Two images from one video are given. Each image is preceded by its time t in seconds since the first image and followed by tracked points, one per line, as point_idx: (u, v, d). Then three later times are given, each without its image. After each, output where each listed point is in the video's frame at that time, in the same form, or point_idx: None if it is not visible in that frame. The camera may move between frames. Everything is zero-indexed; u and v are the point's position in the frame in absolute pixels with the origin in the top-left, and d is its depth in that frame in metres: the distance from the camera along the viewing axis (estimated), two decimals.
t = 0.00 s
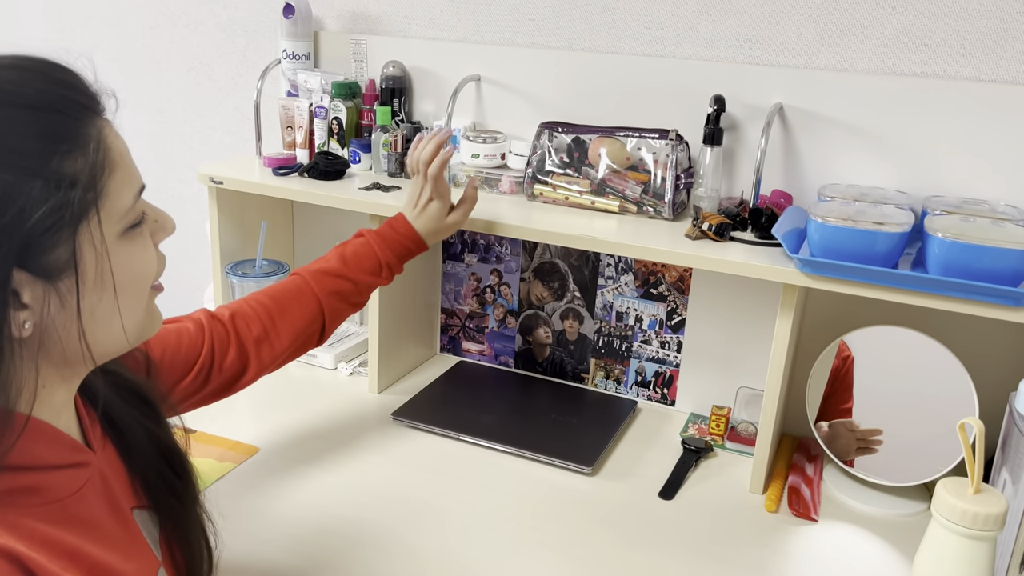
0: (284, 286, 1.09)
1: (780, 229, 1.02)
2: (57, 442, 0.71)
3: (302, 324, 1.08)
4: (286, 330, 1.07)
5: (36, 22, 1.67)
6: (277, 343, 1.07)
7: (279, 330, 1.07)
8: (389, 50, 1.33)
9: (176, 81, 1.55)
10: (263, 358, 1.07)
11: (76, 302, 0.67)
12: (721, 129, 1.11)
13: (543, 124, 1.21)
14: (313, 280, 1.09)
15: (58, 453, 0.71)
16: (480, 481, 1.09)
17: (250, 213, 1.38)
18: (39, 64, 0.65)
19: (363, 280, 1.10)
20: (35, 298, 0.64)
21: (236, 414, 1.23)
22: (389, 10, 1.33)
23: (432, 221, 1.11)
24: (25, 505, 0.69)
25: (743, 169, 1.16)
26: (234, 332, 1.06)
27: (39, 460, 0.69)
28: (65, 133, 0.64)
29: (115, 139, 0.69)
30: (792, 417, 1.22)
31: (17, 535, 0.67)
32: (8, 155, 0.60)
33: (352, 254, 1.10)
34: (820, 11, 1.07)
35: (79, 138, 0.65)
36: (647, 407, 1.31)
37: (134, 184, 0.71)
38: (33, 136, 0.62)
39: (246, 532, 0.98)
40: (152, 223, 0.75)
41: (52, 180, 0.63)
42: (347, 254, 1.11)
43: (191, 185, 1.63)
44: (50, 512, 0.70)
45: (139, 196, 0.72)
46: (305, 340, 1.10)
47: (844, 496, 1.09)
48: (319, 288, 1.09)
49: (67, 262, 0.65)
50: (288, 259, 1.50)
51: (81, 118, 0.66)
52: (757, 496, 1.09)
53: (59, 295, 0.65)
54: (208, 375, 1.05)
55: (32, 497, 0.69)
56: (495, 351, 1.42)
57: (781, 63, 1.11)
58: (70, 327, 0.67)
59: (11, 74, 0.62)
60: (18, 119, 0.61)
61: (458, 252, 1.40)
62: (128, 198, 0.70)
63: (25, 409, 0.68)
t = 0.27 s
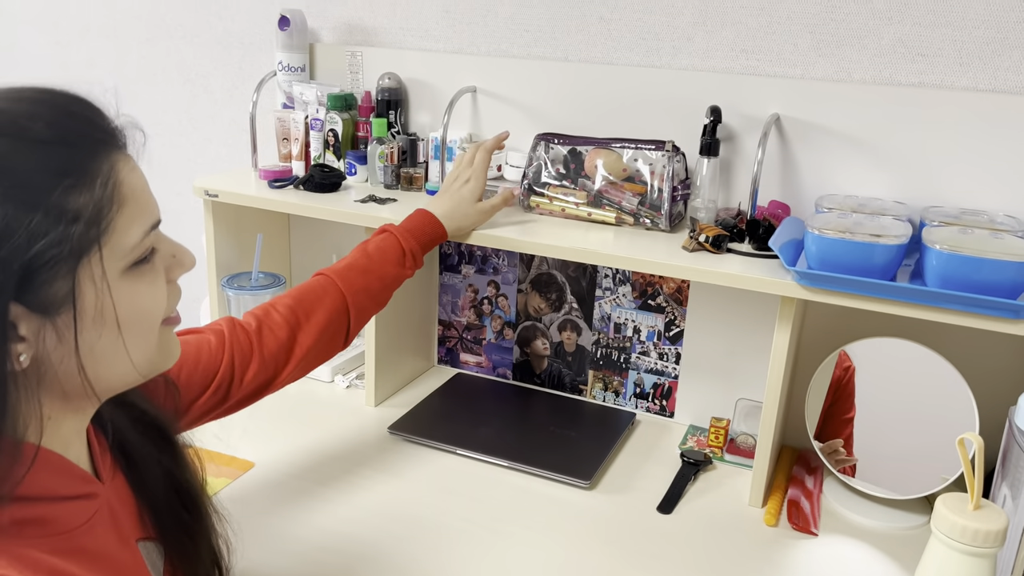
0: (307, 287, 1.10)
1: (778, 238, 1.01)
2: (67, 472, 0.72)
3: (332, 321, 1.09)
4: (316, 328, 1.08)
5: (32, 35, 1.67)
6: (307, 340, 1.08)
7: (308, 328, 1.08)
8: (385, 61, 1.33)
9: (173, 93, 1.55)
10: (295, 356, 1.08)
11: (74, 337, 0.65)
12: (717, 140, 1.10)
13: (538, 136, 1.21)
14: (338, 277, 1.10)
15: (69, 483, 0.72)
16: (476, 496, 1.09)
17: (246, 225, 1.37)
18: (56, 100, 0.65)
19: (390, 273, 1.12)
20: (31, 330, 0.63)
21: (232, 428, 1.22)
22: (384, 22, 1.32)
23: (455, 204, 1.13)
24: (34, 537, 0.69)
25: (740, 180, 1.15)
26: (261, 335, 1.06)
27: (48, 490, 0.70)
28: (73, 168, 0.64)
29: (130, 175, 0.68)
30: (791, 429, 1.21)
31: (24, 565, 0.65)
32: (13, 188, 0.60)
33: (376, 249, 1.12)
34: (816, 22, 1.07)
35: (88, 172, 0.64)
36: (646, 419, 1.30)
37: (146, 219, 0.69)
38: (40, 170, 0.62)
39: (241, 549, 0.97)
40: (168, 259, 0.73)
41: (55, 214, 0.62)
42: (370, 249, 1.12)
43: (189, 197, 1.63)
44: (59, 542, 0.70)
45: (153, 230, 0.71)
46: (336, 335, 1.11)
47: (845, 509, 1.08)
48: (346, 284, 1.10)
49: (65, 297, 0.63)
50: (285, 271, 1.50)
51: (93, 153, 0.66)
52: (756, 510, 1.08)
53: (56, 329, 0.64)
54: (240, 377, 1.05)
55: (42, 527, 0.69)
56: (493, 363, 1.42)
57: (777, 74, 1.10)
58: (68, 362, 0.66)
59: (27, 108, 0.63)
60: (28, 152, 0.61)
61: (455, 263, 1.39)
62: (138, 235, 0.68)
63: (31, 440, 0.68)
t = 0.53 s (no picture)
0: (316, 277, 1.10)
1: (778, 245, 1.01)
2: (76, 483, 0.73)
3: (341, 312, 1.09)
4: (325, 319, 1.09)
5: (33, 47, 1.67)
6: (316, 332, 1.08)
7: (316, 321, 1.08)
8: (385, 70, 1.34)
9: (173, 103, 1.55)
10: (304, 348, 1.08)
11: (48, 365, 0.64)
12: (716, 147, 1.11)
13: (539, 144, 1.21)
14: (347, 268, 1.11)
15: (77, 495, 0.73)
16: (479, 504, 1.09)
17: (246, 234, 1.37)
18: (54, 126, 0.65)
19: (401, 265, 1.12)
20: (7, 356, 0.62)
21: (234, 437, 1.23)
22: (384, 31, 1.33)
23: (473, 205, 1.14)
24: (42, 546, 0.70)
25: (739, 187, 1.16)
26: (268, 327, 1.07)
27: (56, 501, 0.71)
28: (53, 198, 0.62)
29: (117, 206, 0.66)
30: (792, 435, 1.22)
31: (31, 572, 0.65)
32: None
33: (386, 240, 1.12)
34: (814, 29, 1.07)
35: (71, 203, 0.63)
36: (647, 426, 1.30)
37: (139, 249, 0.68)
38: (17, 200, 0.60)
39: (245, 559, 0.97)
40: (164, 289, 0.71)
41: (32, 243, 0.61)
42: (381, 239, 1.12)
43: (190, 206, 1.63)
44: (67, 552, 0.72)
45: (151, 257, 0.70)
46: (345, 327, 1.11)
47: (846, 515, 1.08)
48: (356, 276, 1.10)
49: (41, 325, 0.63)
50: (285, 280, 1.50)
51: (78, 184, 0.64)
52: (758, 516, 1.08)
53: (33, 356, 0.63)
54: (247, 370, 1.05)
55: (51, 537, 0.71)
56: (493, 370, 1.42)
57: (775, 81, 1.11)
58: (45, 388, 0.65)
59: (16, 134, 0.62)
60: (9, 181, 0.60)
61: (455, 271, 1.39)
62: (124, 267, 0.66)
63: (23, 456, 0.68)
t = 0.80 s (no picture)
0: (342, 290, 1.11)
1: (775, 247, 1.01)
2: (94, 490, 0.73)
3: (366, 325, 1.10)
4: (351, 333, 1.09)
5: (33, 53, 1.68)
6: (343, 346, 1.09)
7: (343, 334, 1.09)
8: (384, 75, 1.34)
9: (172, 108, 1.56)
10: (331, 363, 1.08)
11: (99, 345, 0.66)
12: (714, 150, 1.11)
13: (538, 147, 1.22)
14: (372, 281, 1.11)
15: (95, 501, 0.73)
16: (478, 507, 1.09)
17: (246, 239, 1.38)
18: (87, 121, 0.69)
19: (423, 273, 1.12)
20: (57, 336, 0.64)
21: (235, 441, 1.23)
22: (383, 36, 1.34)
23: (492, 211, 1.14)
24: (58, 552, 0.71)
25: (737, 189, 1.16)
26: (297, 342, 1.07)
27: (71, 509, 0.71)
28: (98, 179, 0.66)
29: (152, 189, 0.70)
30: (791, 437, 1.22)
31: None
32: (40, 196, 0.62)
33: (409, 249, 1.12)
34: (811, 32, 1.08)
35: (112, 184, 0.67)
36: (646, 428, 1.30)
37: (170, 231, 0.71)
38: (66, 180, 0.64)
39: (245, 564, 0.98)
40: (193, 276, 0.74)
41: (80, 220, 0.64)
42: (403, 249, 1.12)
43: (190, 211, 1.64)
44: (82, 559, 0.72)
45: (177, 244, 0.73)
46: (370, 340, 1.11)
47: (846, 516, 1.08)
48: (379, 287, 1.11)
49: (91, 302, 0.64)
50: (285, 284, 1.50)
51: (120, 168, 0.68)
52: (757, 518, 1.08)
53: (82, 334, 0.65)
54: (275, 386, 1.06)
55: (66, 544, 0.71)
56: (493, 373, 1.42)
57: (772, 83, 1.11)
58: (91, 371, 0.67)
59: (60, 128, 0.66)
60: (56, 164, 0.64)
61: (455, 275, 1.40)
62: (161, 245, 0.70)
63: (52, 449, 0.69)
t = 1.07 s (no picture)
0: (333, 296, 1.11)
1: (768, 247, 1.02)
2: (93, 493, 0.73)
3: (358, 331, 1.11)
4: (343, 340, 1.10)
5: (28, 56, 1.68)
6: (335, 353, 1.09)
7: (335, 341, 1.09)
8: (378, 77, 1.34)
9: (168, 111, 1.56)
10: (323, 369, 1.09)
11: (102, 345, 0.66)
12: (707, 150, 1.12)
13: (532, 148, 1.22)
14: (362, 286, 1.12)
15: (94, 504, 0.73)
16: (473, 507, 1.09)
17: (242, 241, 1.38)
18: (110, 129, 0.70)
19: (414, 278, 1.12)
20: (61, 334, 0.64)
21: (230, 442, 1.23)
22: (378, 39, 1.34)
23: (480, 207, 1.15)
24: (59, 555, 0.71)
25: (730, 189, 1.16)
26: (288, 349, 1.08)
27: (71, 512, 0.72)
28: (116, 183, 0.67)
29: (167, 198, 0.71)
30: (786, 436, 1.22)
31: None
32: (58, 194, 0.63)
33: (399, 253, 1.12)
34: (803, 33, 1.08)
35: (128, 189, 0.67)
36: (641, 428, 1.31)
37: (181, 240, 0.72)
38: (84, 181, 0.65)
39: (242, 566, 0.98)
40: (197, 287, 0.74)
41: (93, 221, 0.64)
42: (392, 254, 1.12)
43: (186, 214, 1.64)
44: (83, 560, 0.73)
45: (187, 254, 0.73)
46: (362, 345, 1.12)
47: (840, 515, 1.09)
48: (370, 292, 1.12)
49: (97, 303, 0.65)
50: (280, 286, 1.51)
51: (137, 175, 0.69)
52: (752, 517, 1.08)
53: (86, 333, 0.65)
54: (267, 392, 1.06)
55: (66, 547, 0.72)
56: (489, 374, 1.43)
57: (765, 84, 1.12)
58: (93, 372, 0.67)
59: (82, 131, 0.68)
60: (77, 165, 0.65)
61: (450, 276, 1.40)
62: (170, 252, 0.70)
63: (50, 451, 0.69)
